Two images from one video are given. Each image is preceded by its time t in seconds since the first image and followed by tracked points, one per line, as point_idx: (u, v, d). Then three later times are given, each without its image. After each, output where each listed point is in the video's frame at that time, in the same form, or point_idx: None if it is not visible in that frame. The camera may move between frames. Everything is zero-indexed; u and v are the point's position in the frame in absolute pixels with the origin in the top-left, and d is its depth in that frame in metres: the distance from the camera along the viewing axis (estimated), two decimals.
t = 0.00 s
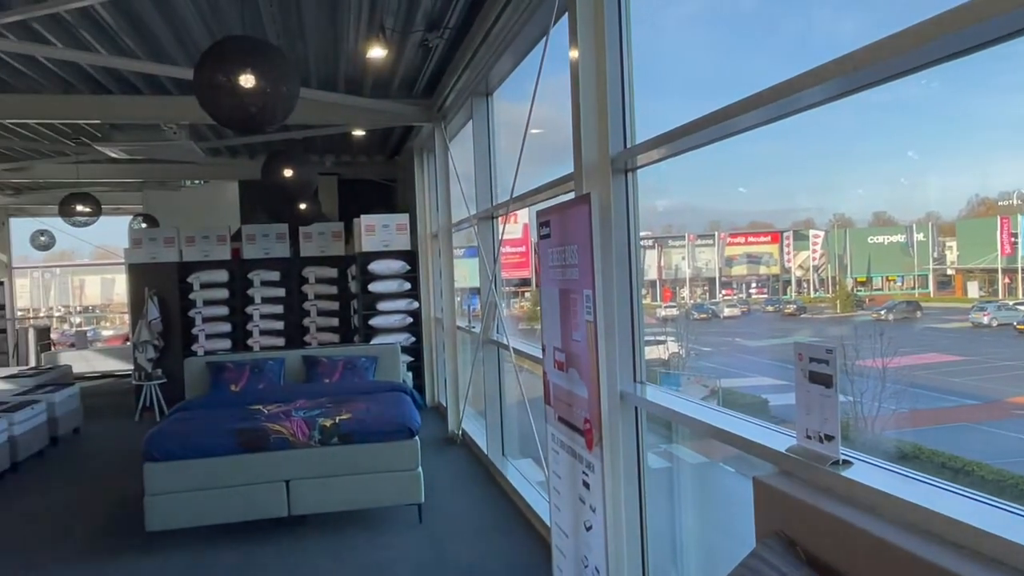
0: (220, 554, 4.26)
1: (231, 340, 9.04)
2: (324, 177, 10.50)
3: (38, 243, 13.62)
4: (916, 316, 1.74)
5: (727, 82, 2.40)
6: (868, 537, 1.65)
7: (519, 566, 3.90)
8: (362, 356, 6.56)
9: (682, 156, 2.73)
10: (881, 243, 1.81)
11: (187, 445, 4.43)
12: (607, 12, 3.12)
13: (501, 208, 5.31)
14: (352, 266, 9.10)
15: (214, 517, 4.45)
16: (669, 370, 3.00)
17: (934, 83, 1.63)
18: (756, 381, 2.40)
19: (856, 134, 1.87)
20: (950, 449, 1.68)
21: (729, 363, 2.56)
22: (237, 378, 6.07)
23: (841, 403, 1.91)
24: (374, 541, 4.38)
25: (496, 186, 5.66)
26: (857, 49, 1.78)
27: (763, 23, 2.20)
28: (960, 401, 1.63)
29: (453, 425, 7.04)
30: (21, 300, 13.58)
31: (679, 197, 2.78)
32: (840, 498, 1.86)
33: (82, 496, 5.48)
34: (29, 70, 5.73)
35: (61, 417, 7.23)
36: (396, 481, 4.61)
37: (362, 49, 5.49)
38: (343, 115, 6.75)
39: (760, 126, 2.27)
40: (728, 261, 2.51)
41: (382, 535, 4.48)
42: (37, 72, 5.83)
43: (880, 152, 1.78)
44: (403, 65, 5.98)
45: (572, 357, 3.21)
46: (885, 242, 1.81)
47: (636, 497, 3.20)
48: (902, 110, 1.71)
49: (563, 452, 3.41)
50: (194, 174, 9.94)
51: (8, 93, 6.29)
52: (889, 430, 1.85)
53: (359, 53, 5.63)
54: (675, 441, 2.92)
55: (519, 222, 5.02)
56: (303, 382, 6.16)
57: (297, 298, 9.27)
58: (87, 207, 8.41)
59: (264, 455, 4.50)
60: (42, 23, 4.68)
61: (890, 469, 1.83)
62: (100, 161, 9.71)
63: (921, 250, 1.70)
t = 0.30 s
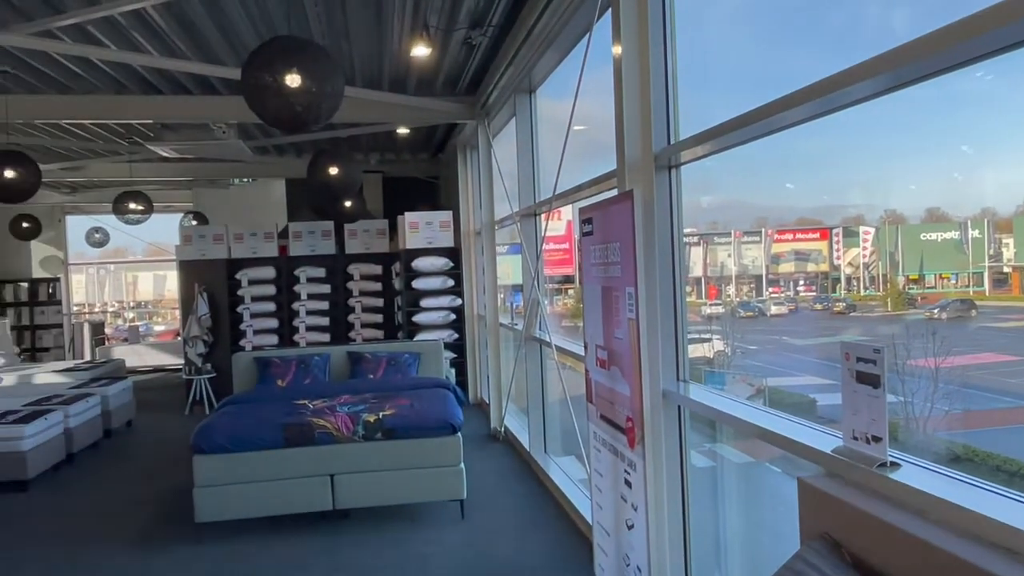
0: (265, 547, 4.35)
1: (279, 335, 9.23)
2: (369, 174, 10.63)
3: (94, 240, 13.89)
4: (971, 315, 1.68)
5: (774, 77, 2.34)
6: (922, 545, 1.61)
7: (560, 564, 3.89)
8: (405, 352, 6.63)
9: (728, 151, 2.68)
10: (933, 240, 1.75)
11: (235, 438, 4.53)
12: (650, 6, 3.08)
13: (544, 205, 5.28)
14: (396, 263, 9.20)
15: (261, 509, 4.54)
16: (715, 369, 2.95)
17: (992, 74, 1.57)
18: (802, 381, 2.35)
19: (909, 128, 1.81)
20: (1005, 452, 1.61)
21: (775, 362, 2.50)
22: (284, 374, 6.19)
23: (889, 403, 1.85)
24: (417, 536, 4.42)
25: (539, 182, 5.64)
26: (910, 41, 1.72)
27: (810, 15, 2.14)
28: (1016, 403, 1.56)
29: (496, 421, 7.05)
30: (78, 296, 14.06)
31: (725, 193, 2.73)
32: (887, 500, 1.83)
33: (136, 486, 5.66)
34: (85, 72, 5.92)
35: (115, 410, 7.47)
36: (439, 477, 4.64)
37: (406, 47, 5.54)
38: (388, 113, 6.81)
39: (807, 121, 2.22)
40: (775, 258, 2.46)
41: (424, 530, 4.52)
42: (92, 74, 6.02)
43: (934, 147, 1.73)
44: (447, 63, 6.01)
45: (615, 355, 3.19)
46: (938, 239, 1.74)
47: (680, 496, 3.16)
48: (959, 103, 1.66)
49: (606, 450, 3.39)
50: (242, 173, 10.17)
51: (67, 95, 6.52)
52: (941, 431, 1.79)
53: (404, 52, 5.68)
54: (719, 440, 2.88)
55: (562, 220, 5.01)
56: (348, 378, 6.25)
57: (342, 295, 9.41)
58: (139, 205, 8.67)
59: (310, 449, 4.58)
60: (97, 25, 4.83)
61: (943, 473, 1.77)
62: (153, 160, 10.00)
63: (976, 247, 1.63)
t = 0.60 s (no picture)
0: (307, 539, 4.43)
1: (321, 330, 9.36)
2: (410, 171, 10.71)
3: (142, 237, 13.82)
4: None
5: (818, 70, 2.29)
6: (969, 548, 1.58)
7: (599, 562, 3.88)
8: (445, 348, 6.67)
9: (772, 146, 2.63)
10: (985, 236, 1.70)
11: (278, 432, 4.61)
12: None
13: (585, 201, 5.26)
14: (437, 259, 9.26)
15: (302, 502, 4.61)
16: (758, 367, 2.89)
17: None
18: (848, 380, 2.29)
19: (961, 122, 1.76)
20: None
21: (820, 360, 2.45)
22: (326, 369, 6.29)
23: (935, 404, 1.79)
24: (456, 531, 4.45)
25: (579, 178, 5.61)
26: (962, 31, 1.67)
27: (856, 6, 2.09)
28: None
29: (535, 418, 7.05)
30: (128, 291, 14.47)
31: (769, 189, 2.68)
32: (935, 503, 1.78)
33: (183, 478, 5.81)
34: (134, 72, 6.08)
35: (162, 403, 7.68)
36: (478, 472, 4.67)
37: (447, 45, 5.57)
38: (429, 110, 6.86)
39: (854, 114, 2.16)
40: (821, 255, 2.40)
41: (463, 525, 4.55)
42: (141, 74, 6.18)
43: (988, 140, 1.67)
44: (488, 60, 6.02)
45: (654, 352, 3.16)
46: (989, 235, 1.69)
47: (720, 495, 3.11)
48: (1014, 94, 1.60)
49: (645, 448, 3.36)
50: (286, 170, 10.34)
51: (117, 95, 6.71)
52: (992, 433, 1.73)
53: (444, 49, 5.71)
54: (760, 439, 2.83)
55: (603, 216, 4.98)
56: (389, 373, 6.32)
57: (383, 290, 9.50)
58: (186, 202, 8.88)
59: (351, 443, 4.64)
60: (145, 26, 4.95)
61: (993, 475, 1.71)
62: (200, 158, 10.23)
63: None
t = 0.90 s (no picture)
0: (345, 532, 4.49)
1: (359, 326, 9.48)
2: (448, 168, 10.76)
3: (185, 233, 13.74)
4: None
5: (861, 63, 2.24)
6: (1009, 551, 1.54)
7: (635, 560, 3.85)
8: (482, 344, 6.70)
9: (813, 140, 2.58)
10: None
11: (316, 425, 4.67)
12: None
13: (622, 198, 5.22)
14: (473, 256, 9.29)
15: (340, 495, 4.67)
16: (797, 364, 2.84)
17: None
18: (892, 379, 2.24)
19: (1010, 114, 1.70)
20: None
21: (863, 358, 2.39)
22: (364, 364, 6.36)
23: (978, 403, 1.74)
24: (491, 526, 4.46)
25: (616, 175, 5.58)
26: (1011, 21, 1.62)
27: None
28: None
29: (571, 414, 7.03)
30: (172, 287, 14.83)
31: (811, 184, 2.63)
32: (976, 504, 1.74)
33: (225, 470, 5.94)
34: (179, 72, 6.22)
35: (205, 396, 7.86)
36: (513, 468, 4.68)
37: (484, 42, 5.59)
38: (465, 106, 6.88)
39: (896, 108, 2.12)
40: (864, 252, 2.34)
41: (499, 520, 4.57)
42: (185, 74, 6.32)
43: None
44: (525, 56, 6.01)
45: (690, 349, 3.13)
46: None
47: (757, 492, 3.07)
48: None
49: (681, 445, 3.34)
50: (325, 167, 10.47)
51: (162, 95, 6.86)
52: None
53: (481, 46, 5.72)
54: (799, 438, 2.79)
55: (642, 212, 4.95)
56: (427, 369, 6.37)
57: (420, 287, 9.57)
58: (228, 200, 9.05)
59: (388, 438, 4.69)
60: (189, 27, 5.07)
61: None
62: (242, 156, 10.42)
63: None
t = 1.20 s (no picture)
0: (378, 526, 4.53)
1: (394, 322, 9.56)
2: (482, 165, 10.79)
3: (225, 230, 14.39)
4: None
5: (900, 53, 2.18)
6: None
7: (668, 558, 3.83)
8: (515, 340, 6.71)
9: (852, 133, 2.52)
10: None
11: (351, 420, 4.72)
12: None
13: (657, 194, 5.18)
14: (507, 253, 9.30)
15: (374, 489, 4.72)
16: (837, 363, 2.78)
17: None
18: (934, 378, 2.18)
19: None
20: None
21: (904, 357, 2.33)
22: (399, 359, 6.42)
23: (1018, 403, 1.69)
24: (523, 522, 4.47)
25: (651, 171, 5.54)
26: None
27: None
28: None
29: (605, 411, 7.00)
30: (212, 283, 15.12)
31: (850, 180, 2.57)
32: (1016, 506, 1.69)
33: (262, 464, 6.04)
34: (217, 71, 6.33)
35: (243, 390, 8.00)
36: (546, 464, 4.68)
37: (518, 38, 5.59)
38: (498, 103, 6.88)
39: (938, 100, 2.06)
40: (905, 248, 2.29)
41: (532, 516, 4.57)
42: (224, 73, 6.43)
43: None
44: (559, 52, 5.99)
45: (724, 346, 3.08)
46: None
47: (792, 490, 3.02)
48: None
49: (715, 443, 3.30)
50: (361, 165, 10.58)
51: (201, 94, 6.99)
52: None
53: (515, 42, 5.72)
54: (836, 437, 2.74)
55: (677, 209, 4.91)
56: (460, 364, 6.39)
57: (454, 283, 9.62)
58: (265, 196, 9.18)
59: (421, 433, 4.72)
60: (228, 26, 5.16)
61: None
62: (280, 154, 10.57)
63: None
